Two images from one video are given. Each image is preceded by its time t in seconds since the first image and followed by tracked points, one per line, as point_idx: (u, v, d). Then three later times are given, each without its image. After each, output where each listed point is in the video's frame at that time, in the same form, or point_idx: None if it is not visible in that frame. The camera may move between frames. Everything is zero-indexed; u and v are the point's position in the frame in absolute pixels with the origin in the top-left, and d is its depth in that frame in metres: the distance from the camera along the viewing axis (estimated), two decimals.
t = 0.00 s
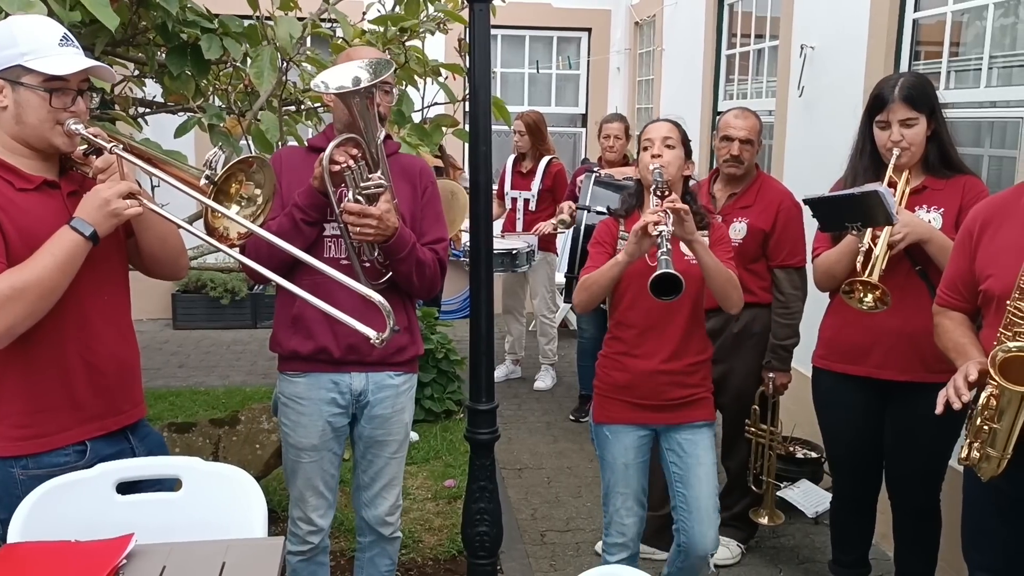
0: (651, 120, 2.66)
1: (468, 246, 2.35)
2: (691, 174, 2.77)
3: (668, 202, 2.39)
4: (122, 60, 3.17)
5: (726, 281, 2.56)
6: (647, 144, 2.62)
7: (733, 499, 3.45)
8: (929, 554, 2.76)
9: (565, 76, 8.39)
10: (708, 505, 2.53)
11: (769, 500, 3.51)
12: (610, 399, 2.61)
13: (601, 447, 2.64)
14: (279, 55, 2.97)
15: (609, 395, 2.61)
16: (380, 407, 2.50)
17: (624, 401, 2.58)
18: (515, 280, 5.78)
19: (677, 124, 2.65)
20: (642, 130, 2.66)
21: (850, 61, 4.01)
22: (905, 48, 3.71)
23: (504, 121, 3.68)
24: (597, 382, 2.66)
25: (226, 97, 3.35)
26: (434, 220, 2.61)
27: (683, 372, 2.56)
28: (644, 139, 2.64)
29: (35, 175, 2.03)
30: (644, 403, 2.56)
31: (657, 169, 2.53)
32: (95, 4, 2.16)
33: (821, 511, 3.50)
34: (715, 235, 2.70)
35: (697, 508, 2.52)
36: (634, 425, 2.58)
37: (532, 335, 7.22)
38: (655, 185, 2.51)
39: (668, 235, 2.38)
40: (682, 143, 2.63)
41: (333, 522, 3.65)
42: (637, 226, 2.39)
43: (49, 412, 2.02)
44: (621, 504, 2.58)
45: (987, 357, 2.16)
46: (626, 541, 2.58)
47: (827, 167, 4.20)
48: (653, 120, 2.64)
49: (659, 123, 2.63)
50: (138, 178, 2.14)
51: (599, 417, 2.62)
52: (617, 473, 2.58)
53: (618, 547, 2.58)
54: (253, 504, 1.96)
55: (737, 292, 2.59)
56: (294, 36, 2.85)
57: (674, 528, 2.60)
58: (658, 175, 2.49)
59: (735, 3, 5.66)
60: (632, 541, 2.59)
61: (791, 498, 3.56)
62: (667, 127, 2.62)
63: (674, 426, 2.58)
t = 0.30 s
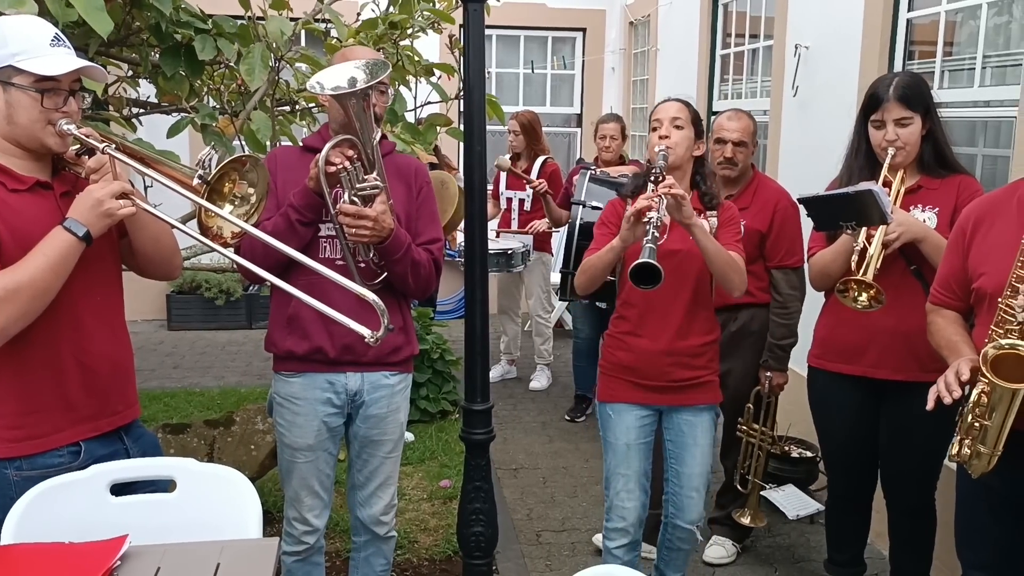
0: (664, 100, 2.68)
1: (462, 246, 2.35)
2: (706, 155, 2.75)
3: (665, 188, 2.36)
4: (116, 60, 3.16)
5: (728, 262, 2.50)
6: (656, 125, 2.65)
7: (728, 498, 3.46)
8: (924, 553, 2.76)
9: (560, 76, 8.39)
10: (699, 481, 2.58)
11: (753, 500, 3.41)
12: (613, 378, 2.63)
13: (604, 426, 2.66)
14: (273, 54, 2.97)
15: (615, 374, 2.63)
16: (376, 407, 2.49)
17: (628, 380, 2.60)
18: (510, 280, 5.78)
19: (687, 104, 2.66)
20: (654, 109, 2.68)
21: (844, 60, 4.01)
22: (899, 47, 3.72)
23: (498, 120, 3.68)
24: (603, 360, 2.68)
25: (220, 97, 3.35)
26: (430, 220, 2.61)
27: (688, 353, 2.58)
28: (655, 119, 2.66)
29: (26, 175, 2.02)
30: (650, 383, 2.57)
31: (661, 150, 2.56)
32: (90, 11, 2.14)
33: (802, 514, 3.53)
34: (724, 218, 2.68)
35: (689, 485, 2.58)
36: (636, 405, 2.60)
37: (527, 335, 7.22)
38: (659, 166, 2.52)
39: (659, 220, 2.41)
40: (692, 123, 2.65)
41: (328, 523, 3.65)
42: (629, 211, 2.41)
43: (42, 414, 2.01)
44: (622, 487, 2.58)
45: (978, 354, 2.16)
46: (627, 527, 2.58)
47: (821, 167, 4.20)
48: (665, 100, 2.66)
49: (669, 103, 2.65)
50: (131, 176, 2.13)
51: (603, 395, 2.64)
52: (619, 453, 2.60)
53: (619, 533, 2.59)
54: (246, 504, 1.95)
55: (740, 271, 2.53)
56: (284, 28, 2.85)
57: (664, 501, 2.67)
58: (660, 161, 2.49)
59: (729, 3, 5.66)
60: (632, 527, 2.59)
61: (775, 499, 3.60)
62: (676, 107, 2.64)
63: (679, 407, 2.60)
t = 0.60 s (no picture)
0: (668, 88, 2.66)
1: (458, 246, 2.34)
2: (713, 143, 2.72)
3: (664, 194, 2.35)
4: (110, 61, 3.16)
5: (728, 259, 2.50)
6: (660, 116, 2.64)
7: (724, 497, 3.46)
8: (918, 551, 2.77)
9: (555, 76, 8.39)
10: (683, 464, 2.63)
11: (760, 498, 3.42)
12: (611, 365, 2.65)
13: (598, 412, 2.69)
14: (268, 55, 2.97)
15: (613, 362, 2.65)
16: (371, 407, 2.49)
17: (624, 368, 2.62)
18: (505, 280, 5.78)
19: (691, 93, 2.63)
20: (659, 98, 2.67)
21: (839, 60, 4.02)
22: (893, 47, 3.73)
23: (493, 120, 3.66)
24: (601, 348, 2.70)
25: (214, 98, 3.35)
26: (425, 220, 2.61)
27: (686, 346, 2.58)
28: (659, 108, 2.65)
29: (20, 176, 2.02)
30: (646, 373, 2.58)
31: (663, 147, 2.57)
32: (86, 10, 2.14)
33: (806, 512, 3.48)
34: (729, 209, 2.68)
35: (673, 468, 2.63)
36: (630, 393, 2.62)
37: (523, 336, 7.22)
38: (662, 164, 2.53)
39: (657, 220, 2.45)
40: (696, 113, 2.62)
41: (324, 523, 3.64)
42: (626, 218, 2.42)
43: (35, 415, 2.01)
44: (610, 472, 2.61)
45: (973, 354, 2.16)
46: (611, 511, 2.61)
47: (816, 166, 4.21)
48: (669, 89, 2.64)
49: (674, 91, 2.63)
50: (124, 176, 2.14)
51: (598, 380, 2.67)
52: (609, 440, 2.63)
53: (604, 517, 2.62)
54: (241, 505, 1.95)
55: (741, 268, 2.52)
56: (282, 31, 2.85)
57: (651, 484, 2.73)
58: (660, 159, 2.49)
59: (724, 3, 5.67)
60: (617, 513, 2.62)
61: (779, 497, 3.54)
62: (680, 96, 2.62)
63: (671, 398, 2.60)
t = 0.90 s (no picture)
0: (646, 91, 2.66)
1: (450, 246, 2.35)
2: (691, 144, 2.73)
3: (647, 211, 2.36)
4: (101, 61, 3.15)
5: (710, 267, 2.50)
6: (638, 120, 2.64)
7: (716, 497, 3.47)
8: (909, 549, 2.78)
9: (548, 76, 8.40)
10: (674, 459, 2.65)
11: (755, 498, 3.47)
12: (598, 369, 2.64)
13: (585, 414, 2.69)
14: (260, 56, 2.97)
15: (599, 366, 2.64)
16: (363, 407, 2.49)
17: (610, 370, 2.61)
18: (497, 280, 5.78)
19: (669, 95, 2.63)
20: (637, 101, 2.66)
21: (830, 61, 4.03)
22: (883, 48, 3.75)
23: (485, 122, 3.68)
24: (587, 352, 2.69)
25: (206, 98, 3.34)
26: (417, 220, 2.61)
27: (672, 347, 2.59)
28: (638, 110, 2.64)
29: (11, 177, 2.01)
30: (634, 374, 2.58)
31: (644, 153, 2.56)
32: (73, 10, 2.14)
33: (802, 510, 3.48)
34: (710, 211, 2.68)
35: (663, 464, 2.65)
36: (617, 396, 2.61)
37: (516, 336, 7.22)
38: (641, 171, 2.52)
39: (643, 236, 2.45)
40: (673, 116, 2.63)
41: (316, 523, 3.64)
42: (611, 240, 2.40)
43: (26, 416, 2.00)
44: (596, 471, 2.62)
45: (963, 355, 2.17)
46: (597, 508, 2.63)
47: (808, 166, 4.22)
48: (647, 91, 2.64)
49: (652, 94, 2.63)
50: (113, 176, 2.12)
51: (586, 384, 2.66)
52: (595, 441, 2.63)
53: (590, 513, 2.64)
54: (233, 506, 1.95)
55: (723, 276, 2.53)
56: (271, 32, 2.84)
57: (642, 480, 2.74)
58: (642, 169, 2.48)
59: (716, 4, 5.68)
60: (603, 509, 2.64)
61: (773, 496, 3.54)
62: (658, 99, 2.62)
63: (660, 397, 2.61)
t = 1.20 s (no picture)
0: (614, 95, 2.65)
1: (441, 246, 2.34)
2: (662, 144, 2.74)
3: (626, 222, 2.37)
4: (90, 60, 3.14)
5: (690, 267, 2.51)
6: (609, 124, 2.64)
7: (707, 496, 3.47)
8: (899, 548, 2.79)
9: (539, 76, 8.40)
10: (667, 458, 2.66)
11: (740, 498, 3.41)
12: (588, 373, 2.64)
13: (574, 417, 2.69)
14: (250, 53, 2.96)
15: (588, 369, 2.64)
16: (354, 407, 2.49)
17: (600, 373, 2.61)
18: (489, 280, 5.78)
19: (638, 97, 2.64)
20: (606, 106, 2.66)
21: (821, 61, 4.04)
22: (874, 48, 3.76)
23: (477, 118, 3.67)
24: (575, 356, 2.69)
25: (197, 97, 3.33)
26: (408, 220, 2.61)
27: (660, 346, 2.60)
28: (608, 115, 2.64)
29: (2, 177, 2.00)
30: (623, 376, 2.59)
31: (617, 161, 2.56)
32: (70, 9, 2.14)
33: (786, 511, 3.42)
34: (686, 212, 2.69)
35: (657, 463, 2.66)
36: (608, 399, 2.61)
37: (508, 336, 7.23)
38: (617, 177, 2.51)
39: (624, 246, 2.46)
40: (644, 118, 2.64)
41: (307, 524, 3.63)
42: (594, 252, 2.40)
43: (17, 418, 2.00)
44: (585, 472, 2.62)
45: (949, 349, 2.19)
46: (585, 508, 2.63)
47: (798, 166, 4.23)
48: (615, 95, 2.63)
49: (621, 98, 2.62)
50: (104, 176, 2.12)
51: (576, 390, 2.66)
52: (585, 444, 2.63)
53: (577, 513, 2.64)
54: (224, 506, 1.94)
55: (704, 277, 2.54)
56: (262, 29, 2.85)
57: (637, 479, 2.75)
58: (618, 175, 2.48)
59: (707, 4, 5.69)
60: (591, 508, 2.64)
61: (759, 497, 3.48)
62: (628, 103, 2.61)
63: (649, 397, 2.63)
